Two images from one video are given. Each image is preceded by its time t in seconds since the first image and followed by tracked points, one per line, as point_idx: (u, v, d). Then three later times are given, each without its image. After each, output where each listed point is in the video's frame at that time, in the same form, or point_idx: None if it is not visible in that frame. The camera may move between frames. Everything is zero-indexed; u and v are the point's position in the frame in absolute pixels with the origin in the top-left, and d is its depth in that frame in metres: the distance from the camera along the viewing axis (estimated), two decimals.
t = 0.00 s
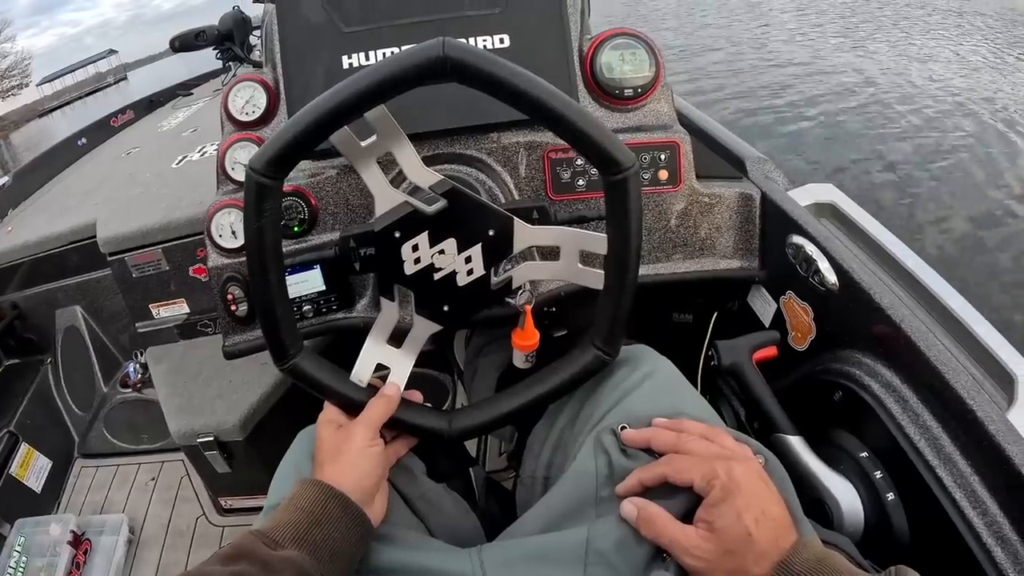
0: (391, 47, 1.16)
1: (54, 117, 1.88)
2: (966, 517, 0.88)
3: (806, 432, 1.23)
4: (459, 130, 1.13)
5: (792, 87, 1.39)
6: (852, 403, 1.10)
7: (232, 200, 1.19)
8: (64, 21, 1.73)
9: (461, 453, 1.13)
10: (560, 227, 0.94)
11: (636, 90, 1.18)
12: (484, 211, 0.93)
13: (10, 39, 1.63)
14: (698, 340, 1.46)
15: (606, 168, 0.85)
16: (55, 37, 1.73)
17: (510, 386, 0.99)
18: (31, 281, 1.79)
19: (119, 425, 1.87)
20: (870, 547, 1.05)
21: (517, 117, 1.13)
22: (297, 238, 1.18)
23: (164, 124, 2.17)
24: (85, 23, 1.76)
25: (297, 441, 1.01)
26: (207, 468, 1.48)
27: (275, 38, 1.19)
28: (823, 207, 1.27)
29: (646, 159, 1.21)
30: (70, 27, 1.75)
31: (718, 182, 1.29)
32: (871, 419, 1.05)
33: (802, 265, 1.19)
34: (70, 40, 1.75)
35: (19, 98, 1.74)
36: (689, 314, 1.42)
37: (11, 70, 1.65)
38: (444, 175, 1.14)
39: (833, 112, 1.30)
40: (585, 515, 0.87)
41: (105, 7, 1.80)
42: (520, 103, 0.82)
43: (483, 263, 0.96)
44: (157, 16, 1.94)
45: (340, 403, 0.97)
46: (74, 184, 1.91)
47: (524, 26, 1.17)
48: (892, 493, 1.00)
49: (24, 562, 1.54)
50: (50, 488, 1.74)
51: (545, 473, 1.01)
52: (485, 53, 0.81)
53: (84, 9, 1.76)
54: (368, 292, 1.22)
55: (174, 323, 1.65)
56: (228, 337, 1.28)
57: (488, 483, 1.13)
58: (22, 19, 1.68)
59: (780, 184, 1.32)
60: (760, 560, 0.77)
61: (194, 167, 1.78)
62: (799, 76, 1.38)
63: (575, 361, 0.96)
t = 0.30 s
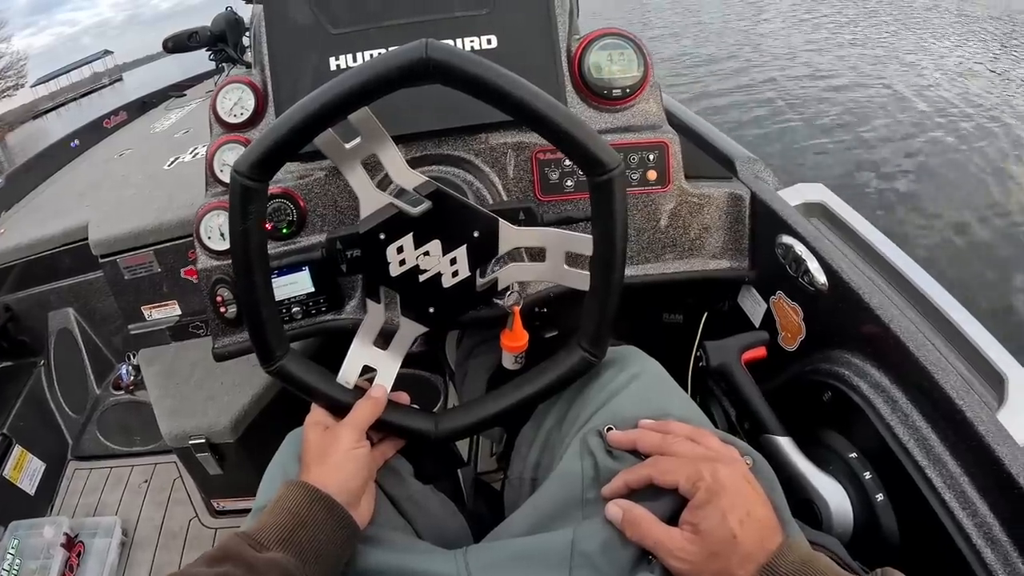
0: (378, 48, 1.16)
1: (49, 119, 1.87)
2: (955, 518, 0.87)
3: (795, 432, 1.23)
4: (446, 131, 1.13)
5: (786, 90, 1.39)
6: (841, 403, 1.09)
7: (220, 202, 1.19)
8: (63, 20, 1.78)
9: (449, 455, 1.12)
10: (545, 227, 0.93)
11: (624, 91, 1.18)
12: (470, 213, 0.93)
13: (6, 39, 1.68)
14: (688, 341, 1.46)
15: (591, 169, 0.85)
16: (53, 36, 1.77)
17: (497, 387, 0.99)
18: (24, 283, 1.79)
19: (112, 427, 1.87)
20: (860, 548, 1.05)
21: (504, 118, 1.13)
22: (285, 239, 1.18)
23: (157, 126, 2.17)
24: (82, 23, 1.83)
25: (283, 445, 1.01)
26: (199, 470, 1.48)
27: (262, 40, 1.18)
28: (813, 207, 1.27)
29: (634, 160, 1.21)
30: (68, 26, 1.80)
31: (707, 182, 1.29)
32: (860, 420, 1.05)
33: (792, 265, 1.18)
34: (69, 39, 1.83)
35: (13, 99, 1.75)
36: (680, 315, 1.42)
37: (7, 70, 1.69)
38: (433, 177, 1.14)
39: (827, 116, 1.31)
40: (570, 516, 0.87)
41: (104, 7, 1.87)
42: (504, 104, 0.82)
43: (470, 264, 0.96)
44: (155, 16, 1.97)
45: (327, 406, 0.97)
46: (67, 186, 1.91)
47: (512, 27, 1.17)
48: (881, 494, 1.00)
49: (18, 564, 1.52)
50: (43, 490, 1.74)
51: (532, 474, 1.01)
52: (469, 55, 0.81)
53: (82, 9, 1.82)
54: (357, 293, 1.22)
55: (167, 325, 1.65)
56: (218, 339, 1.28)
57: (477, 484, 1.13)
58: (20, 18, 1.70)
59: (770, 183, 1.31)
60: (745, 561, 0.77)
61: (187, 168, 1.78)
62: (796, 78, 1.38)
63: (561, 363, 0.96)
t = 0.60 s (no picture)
0: (369, 49, 1.16)
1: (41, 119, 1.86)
2: (947, 516, 0.88)
3: (787, 431, 1.23)
4: (437, 131, 1.13)
5: (777, 91, 1.40)
6: (832, 402, 1.10)
7: (211, 203, 1.19)
8: (59, 19, 1.73)
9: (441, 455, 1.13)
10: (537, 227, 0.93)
11: (615, 91, 1.18)
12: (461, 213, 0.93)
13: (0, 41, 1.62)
14: (679, 342, 1.46)
15: (584, 168, 0.85)
16: (48, 35, 1.73)
17: (489, 388, 0.99)
18: (15, 284, 1.78)
19: (104, 429, 1.86)
20: (852, 546, 1.05)
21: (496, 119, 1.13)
22: (276, 240, 1.17)
23: (148, 126, 2.16)
24: (78, 22, 1.79)
25: (275, 446, 1.01)
26: (191, 472, 1.47)
27: (253, 40, 1.18)
28: (804, 207, 1.28)
29: (626, 160, 1.21)
30: (65, 24, 1.77)
31: (699, 182, 1.29)
32: (851, 418, 1.05)
33: (784, 265, 1.18)
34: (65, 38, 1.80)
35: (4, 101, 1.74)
36: (671, 314, 1.42)
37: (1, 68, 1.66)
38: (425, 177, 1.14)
39: (818, 116, 1.31)
40: (563, 516, 0.87)
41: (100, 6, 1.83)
42: (496, 105, 0.81)
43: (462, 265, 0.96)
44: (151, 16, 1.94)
45: (318, 407, 0.97)
46: (59, 186, 1.90)
47: (504, 27, 1.17)
48: (873, 492, 1.00)
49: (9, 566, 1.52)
50: (35, 493, 1.72)
51: (525, 474, 1.01)
52: (461, 55, 0.81)
53: (78, 8, 1.79)
54: (348, 294, 1.21)
55: (157, 326, 1.64)
56: (209, 340, 1.28)
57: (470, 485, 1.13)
58: (15, 17, 1.63)
59: (761, 183, 1.32)
60: (737, 560, 0.77)
61: (179, 169, 1.77)
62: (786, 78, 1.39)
63: (552, 363, 0.96)
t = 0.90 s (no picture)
0: (362, 49, 1.16)
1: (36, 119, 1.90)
2: (941, 515, 0.88)
3: (780, 431, 1.24)
4: (431, 132, 1.13)
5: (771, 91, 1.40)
6: (826, 402, 1.10)
7: (204, 205, 1.18)
8: (58, 18, 1.79)
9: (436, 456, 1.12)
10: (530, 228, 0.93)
11: (608, 91, 1.18)
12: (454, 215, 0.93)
13: None
14: (673, 343, 1.46)
15: (577, 169, 0.85)
16: (47, 34, 1.79)
17: (483, 388, 0.99)
18: (9, 286, 1.78)
19: (98, 431, 1.86)
20: (846, 546, 1.05)
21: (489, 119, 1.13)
22: (269, 241, 1.17)
23: (142, 127, 2.15)
24: (76, 20, 1.85)
25: (269, 448, 1.00)
26: (185, 473, 1.47)
27: (246, 41, 1.18)
28: (798, 207, 1.27)
29: (620, 160, 1.21)
30: (62, 23, 1.81)
31: (693, 181, 1.29)
32: (845, 418, 1.06)
33: (777, 264, 1.18)
34: (64, 37, 1.85)
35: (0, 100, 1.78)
36: (665, 315, 1.42)
37: None
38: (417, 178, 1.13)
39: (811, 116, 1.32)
40: (557, 517, 0.87)
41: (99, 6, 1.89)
42: (489, 105, 0.81)
43: (454, 266, 0.96)
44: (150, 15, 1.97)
45: (312, 409, 0.96)
46: (53, 187, 1.90)
47: (497, 28, 1.17)
48: (867, 492, 1.00)
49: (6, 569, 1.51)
50: (30, 494, 1.72)
51: (519, 475, 1.01)
52: (454, 55, 0.81)
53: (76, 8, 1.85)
54: (342, 295, 1.21)
55: (152, 328, 1.63)
56: (203, 342, 1.27)
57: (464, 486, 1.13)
58: (14, 16, 1.72)
59: (755, 183, 1.32)
60: (731, 561, 0.77)
61: (173, 170, 1.77)
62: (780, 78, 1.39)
63: (545, 364, 0.96)
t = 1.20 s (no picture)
0: (359, 49, 1.15)
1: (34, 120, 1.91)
2: (940, 514, 0.88)
3: (778, 431, 1.24)
4: (427, 132, 1.13)
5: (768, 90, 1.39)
6: (824, 402, 1.10)
7: (200, 207, 1.18)
8: (59, 18, 1.77)
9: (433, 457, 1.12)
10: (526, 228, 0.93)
11: (605, 91, 1.18)
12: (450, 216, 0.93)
13: None
14: (670, 343, 1.46)
15: (573, 169, 0.85)
16: (48, 34, 1.78)
17: (480, 389, 0.99)
18: (8, 288, 1.77)
19: (97, 434, 1.86)
20: (844, 546, 1.05)
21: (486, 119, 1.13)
22: (266, 243, 1.17)
23: (139, 129, 2.15)
24: (78, 20, 1.81)
25: (267, 449, 1.00)
26: (184, 475, 1.47)
27: (243, 42, 1.17)
28: (795, 206, 1.27)
29: (617, 160, 1.21)
30: (65, 23, 1.80)
31: (690, 181, 1.29)
32: (843, 418, 1.05)
33: (775, 264, 1.18)
34: (67, 35, 1.83)
35: None
36: (663, 315, 1.42)
37: None
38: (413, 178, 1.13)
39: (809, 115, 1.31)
40: (554, 518, 0.86)
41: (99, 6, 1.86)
42: (484, 106, 0.81)
43: (451, 267, 0.96)
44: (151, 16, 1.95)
45: (309, 410, 0.96)
46: (51, 189, 1.90)
47: (493, 27, 1.16)
48: (865, 492, 1.00)
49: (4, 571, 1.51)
50: (29, 496, 1.72)
51: (516, 476, 1.01)
52: (449, 56, 0.80)
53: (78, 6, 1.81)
54: (338, 297, 1.21)
55: (150, 330, 1.63)
56: (200, 343, 1.27)
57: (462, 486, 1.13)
58: (15, 15, 1.70)
59: (753, 183, 1.31)
60: (728, 561, 0.77)
61: (172, 171, 1.77)
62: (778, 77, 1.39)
63: (542, 364, 0.96)
